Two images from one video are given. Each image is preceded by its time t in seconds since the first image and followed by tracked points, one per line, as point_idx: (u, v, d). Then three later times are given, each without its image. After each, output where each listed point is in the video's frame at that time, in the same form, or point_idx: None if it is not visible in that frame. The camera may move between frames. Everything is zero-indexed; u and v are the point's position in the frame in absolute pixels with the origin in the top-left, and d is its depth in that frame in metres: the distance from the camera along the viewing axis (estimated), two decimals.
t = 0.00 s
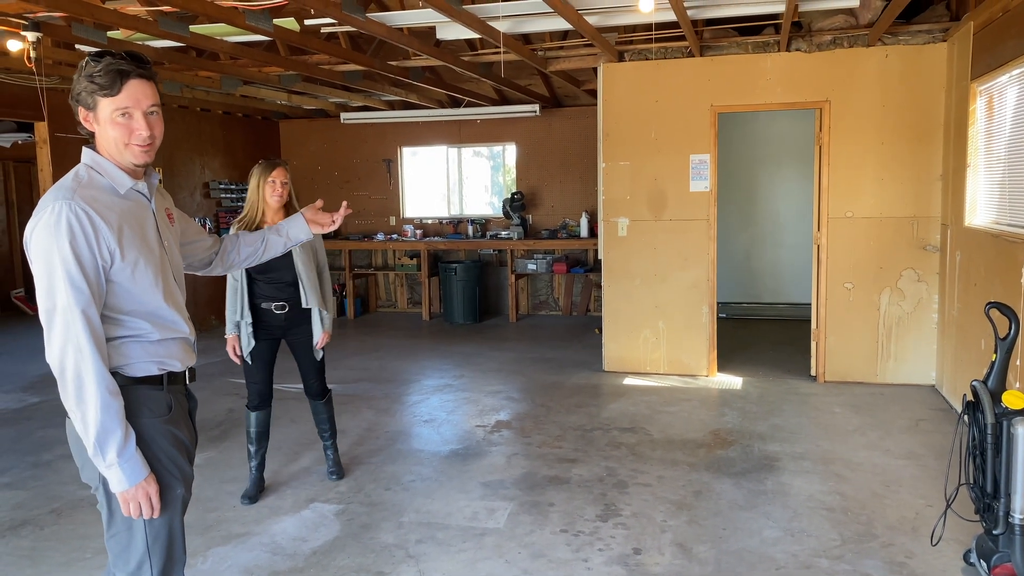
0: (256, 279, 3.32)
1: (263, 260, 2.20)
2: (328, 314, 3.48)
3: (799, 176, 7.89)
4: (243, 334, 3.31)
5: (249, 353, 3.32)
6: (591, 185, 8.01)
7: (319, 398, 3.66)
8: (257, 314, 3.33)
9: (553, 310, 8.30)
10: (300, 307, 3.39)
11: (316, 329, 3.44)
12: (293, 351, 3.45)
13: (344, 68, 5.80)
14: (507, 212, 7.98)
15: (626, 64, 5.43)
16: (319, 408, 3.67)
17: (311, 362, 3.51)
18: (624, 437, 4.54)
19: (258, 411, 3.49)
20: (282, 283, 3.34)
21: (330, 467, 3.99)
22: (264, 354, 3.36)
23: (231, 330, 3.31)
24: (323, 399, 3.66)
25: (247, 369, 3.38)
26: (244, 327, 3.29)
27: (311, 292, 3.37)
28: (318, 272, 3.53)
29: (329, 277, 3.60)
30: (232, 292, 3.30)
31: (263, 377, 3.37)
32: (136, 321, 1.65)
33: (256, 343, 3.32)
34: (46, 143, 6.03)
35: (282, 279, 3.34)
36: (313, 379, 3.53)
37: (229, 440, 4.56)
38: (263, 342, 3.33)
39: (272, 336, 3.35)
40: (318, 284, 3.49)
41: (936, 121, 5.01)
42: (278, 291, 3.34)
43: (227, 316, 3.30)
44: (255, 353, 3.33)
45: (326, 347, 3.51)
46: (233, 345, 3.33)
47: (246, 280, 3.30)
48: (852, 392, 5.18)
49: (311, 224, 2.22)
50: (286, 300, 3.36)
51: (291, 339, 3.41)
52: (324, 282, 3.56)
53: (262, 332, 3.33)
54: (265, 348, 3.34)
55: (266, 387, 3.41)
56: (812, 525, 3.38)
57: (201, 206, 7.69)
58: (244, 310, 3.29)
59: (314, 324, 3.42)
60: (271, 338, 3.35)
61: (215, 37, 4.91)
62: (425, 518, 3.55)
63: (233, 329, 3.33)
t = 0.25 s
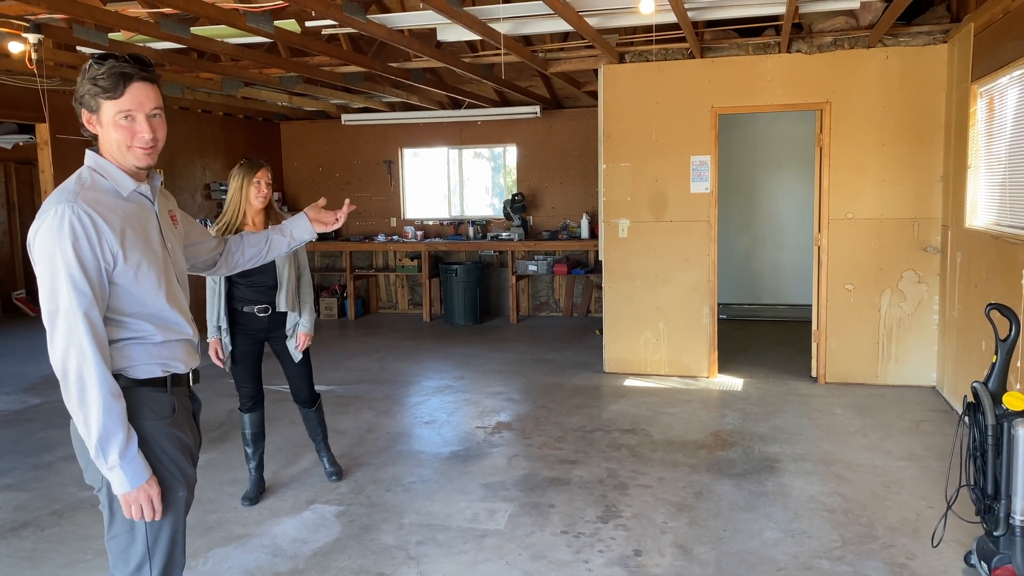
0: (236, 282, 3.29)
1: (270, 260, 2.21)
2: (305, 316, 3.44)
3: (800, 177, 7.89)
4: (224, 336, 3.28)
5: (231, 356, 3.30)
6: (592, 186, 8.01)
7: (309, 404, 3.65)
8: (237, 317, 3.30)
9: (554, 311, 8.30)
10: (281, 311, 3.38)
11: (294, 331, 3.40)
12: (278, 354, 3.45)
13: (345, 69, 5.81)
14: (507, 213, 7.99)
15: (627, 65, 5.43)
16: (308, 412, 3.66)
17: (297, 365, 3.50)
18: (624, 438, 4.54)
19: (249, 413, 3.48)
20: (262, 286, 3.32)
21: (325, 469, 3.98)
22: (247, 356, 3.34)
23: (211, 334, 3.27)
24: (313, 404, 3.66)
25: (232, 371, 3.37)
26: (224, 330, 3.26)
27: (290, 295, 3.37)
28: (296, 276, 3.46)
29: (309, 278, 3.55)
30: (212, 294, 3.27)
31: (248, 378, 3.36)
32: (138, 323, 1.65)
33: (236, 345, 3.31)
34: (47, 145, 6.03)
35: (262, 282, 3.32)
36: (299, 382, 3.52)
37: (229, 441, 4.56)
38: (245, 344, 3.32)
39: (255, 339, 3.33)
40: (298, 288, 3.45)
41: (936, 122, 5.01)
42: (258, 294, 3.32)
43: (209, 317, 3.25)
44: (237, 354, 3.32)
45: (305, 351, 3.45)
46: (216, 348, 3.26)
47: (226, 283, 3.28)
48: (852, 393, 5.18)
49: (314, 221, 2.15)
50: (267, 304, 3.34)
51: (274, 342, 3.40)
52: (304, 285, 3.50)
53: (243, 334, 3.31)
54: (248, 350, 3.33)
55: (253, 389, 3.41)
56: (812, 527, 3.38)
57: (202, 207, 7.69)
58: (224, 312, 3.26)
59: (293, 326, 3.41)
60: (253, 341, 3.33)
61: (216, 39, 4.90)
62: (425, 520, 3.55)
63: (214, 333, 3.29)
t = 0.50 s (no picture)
0: (230, 285, 3.28)
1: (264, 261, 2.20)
2: (304, 313, 3.47)
3: (801, 178, 7.89)
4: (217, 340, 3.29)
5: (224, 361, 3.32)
6: (592, 187, 8.01)
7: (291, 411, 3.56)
8: (232, 319, 3.30)
9: (555, 312, 8.30)
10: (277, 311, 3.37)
11: (289, 330, 3.40)
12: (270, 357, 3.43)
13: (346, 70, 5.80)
14: (508, 214, 7.99)
15: (628, 66, 5.43)
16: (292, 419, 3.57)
17: (288, 366, 3.44)
18: (625, 439, 4.54)
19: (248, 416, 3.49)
20: (257, 288, 3.31)
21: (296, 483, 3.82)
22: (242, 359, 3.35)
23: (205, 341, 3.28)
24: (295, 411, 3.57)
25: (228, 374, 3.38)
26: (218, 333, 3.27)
27: (286, 294, 3.36)
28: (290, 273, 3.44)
29: (302, 277, 3.55)
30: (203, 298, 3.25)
31: (245, 380, 3.37)
32: (142, 324, 1.65)
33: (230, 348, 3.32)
34: (48, 146, 6.04)
35: (257, 284, 3.31)
36: (288, 384, 3.47)
37: (230, 442, 4.56)
38: (240, 347, 3.32)
39: (249, 341, 3.33)
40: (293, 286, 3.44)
41: (937, 122, 5.01)
42: (253, 295, 3.31)
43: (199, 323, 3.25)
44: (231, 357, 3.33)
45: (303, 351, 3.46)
46: (208, 355, 3.28)
47: (219, 286, 3.26)
48: (853, 394, 5.18)
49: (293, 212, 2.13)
50: (264, 304, 3.33)
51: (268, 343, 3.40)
52: (298, 284, 3.50)
53: (239, 336, 3.31)
54: (243, 353, 3.33)
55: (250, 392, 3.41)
56: (813, 528, 3.38)
57: (203, 208, 7.69)
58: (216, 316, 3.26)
59: (286, 326, 3.38)
60: (248, 343, 3.33)
61: (217, 41, 4.90)
62: (426, 521, 3.55)
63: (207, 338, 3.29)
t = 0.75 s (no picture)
0: (235, 287, 3.28)
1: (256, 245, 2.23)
2: (305, 318, 3.50)
3: (801, 178, 7.89)
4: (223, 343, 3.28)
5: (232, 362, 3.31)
6: (593, 188, 8.01)
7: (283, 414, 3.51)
8: (235, 321, 3.30)
9: (556, 312, 8.30)
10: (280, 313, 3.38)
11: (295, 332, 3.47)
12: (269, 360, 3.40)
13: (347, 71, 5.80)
14: (509, 215, 7.98)
15: (628, 67, 5.43)
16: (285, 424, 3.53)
17: (286, 370, 3.41)
18: (626, 440, 4.53)
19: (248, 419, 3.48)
20: (262, 290, 3.31)
21: (285, 492, 3.73)
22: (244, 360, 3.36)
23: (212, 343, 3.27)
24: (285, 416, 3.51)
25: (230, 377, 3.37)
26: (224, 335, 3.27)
27: (289, 297, 3.37)
28: (292, 274, 3.44)
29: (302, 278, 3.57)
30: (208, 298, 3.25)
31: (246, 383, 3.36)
32: (149, 326, 1.65)
33: (235, 350, 3.31)
34: (48, 148, 6.02)
35: (262, 285, 3.31)
36: (284, 388, 3.43)
37: (232, 443, 4.56)
38: (244, 349, 3.32)
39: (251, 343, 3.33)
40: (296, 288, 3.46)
41: (938, 122, 5.01)
42: (257, 297, 3.31)
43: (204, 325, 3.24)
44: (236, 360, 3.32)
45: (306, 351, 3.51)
46: (217, 357, 3.28)
47: (224, 288, 3.26)
48: (855, 395, 5.17)
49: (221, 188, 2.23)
50: (267, 306, 3.33)
51: (269, 346, 3.37)
52: (299, 286, 3.52)
53: (242, 338, 3.31)
54: (246, 355, 3.33)
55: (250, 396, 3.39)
56: (815, 528, 3.38)
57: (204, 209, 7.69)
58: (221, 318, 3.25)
59: (287, 329, 3.38)
60: (251, 345, 3.33)
61: (217, 43, 4.90)
62: (427, 522, 3.55)
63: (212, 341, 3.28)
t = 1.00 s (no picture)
0: (244, 286, 3.28)
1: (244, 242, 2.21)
2: (311, 318, 3.49)
3: (802, 178, 7.89)
4: (232, 344, 3.27)
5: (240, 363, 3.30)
6: (594, 189, 8.01)
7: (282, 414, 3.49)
8: (243, 321, 3.29)
9: (556, 313, 8.30)
10: (287, 313, 3.39)
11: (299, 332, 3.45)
12: (272, 361, 3.40)
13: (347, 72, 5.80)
14: (509, 216, 7.98)
15: (629, 67, 5.43)
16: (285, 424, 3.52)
17: (286, 370, 3.42)
18: (627, 441, 4.53)
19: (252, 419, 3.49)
20: (271, 290, 3.33)
21: (285, 494, 3.72)
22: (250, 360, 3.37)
23: (219, 344, 3.25)
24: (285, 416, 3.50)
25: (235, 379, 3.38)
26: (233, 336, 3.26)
27: (296, 297, 3.39)
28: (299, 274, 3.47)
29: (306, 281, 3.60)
30: (219, 297, 3.27)
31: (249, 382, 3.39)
32: (166, 326, 1.65)
33: (243, 350, 3.31)
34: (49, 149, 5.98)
35: (271, 285, 3.33)
36: (285, 387, 3.42)
37: (233, 444, 4.56)
38: (250, 349, 3.32)
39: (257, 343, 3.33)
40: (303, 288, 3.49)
41: (939, 122, 5.01)
42: (266, 297, 3.32)
43: (211, 325, 3.23)
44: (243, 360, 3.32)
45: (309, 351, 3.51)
46: (223, 358, 3.26)
47: (233, 287, 3.26)
48: (856, 395, 5.17)
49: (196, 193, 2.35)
50: (275, 307, 3.34)
51: (275, 348, 3.37)
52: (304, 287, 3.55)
53: (248, 338, 3.31)
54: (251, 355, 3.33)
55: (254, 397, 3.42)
56: (816, 529, 3.37)
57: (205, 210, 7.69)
58: (230, 318, 3.25)
59: (293, 329, 3.37)
60: (258, 345, 3.33)
61: (217, 43, 4.90)
62: (428, 522, 3.55)
63: (219, 342, 3.27)
